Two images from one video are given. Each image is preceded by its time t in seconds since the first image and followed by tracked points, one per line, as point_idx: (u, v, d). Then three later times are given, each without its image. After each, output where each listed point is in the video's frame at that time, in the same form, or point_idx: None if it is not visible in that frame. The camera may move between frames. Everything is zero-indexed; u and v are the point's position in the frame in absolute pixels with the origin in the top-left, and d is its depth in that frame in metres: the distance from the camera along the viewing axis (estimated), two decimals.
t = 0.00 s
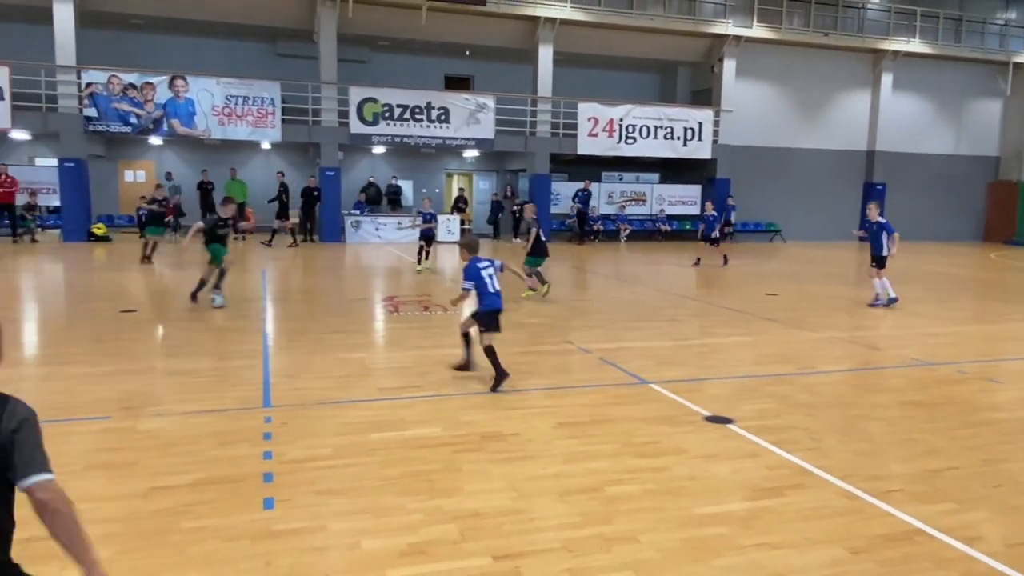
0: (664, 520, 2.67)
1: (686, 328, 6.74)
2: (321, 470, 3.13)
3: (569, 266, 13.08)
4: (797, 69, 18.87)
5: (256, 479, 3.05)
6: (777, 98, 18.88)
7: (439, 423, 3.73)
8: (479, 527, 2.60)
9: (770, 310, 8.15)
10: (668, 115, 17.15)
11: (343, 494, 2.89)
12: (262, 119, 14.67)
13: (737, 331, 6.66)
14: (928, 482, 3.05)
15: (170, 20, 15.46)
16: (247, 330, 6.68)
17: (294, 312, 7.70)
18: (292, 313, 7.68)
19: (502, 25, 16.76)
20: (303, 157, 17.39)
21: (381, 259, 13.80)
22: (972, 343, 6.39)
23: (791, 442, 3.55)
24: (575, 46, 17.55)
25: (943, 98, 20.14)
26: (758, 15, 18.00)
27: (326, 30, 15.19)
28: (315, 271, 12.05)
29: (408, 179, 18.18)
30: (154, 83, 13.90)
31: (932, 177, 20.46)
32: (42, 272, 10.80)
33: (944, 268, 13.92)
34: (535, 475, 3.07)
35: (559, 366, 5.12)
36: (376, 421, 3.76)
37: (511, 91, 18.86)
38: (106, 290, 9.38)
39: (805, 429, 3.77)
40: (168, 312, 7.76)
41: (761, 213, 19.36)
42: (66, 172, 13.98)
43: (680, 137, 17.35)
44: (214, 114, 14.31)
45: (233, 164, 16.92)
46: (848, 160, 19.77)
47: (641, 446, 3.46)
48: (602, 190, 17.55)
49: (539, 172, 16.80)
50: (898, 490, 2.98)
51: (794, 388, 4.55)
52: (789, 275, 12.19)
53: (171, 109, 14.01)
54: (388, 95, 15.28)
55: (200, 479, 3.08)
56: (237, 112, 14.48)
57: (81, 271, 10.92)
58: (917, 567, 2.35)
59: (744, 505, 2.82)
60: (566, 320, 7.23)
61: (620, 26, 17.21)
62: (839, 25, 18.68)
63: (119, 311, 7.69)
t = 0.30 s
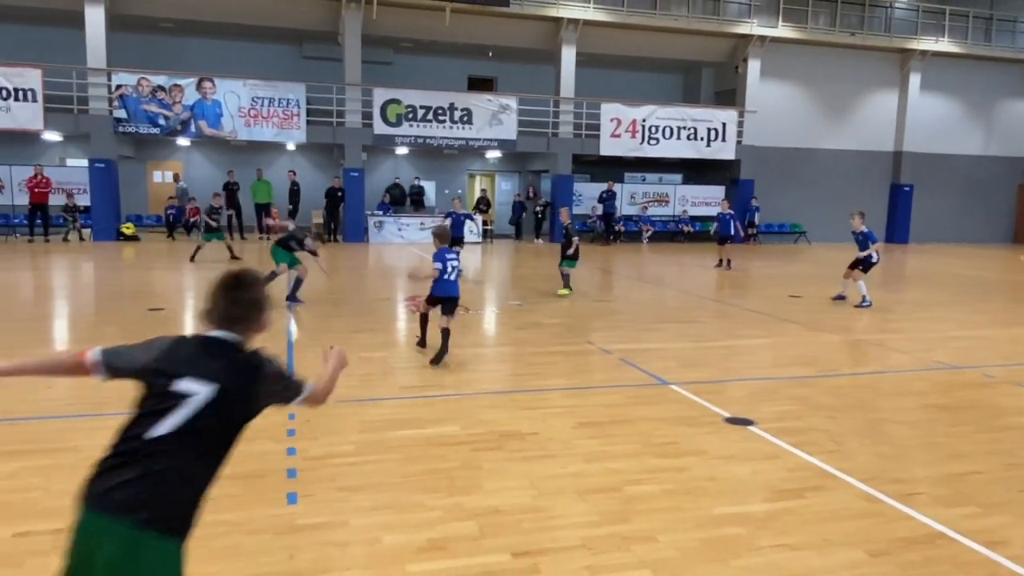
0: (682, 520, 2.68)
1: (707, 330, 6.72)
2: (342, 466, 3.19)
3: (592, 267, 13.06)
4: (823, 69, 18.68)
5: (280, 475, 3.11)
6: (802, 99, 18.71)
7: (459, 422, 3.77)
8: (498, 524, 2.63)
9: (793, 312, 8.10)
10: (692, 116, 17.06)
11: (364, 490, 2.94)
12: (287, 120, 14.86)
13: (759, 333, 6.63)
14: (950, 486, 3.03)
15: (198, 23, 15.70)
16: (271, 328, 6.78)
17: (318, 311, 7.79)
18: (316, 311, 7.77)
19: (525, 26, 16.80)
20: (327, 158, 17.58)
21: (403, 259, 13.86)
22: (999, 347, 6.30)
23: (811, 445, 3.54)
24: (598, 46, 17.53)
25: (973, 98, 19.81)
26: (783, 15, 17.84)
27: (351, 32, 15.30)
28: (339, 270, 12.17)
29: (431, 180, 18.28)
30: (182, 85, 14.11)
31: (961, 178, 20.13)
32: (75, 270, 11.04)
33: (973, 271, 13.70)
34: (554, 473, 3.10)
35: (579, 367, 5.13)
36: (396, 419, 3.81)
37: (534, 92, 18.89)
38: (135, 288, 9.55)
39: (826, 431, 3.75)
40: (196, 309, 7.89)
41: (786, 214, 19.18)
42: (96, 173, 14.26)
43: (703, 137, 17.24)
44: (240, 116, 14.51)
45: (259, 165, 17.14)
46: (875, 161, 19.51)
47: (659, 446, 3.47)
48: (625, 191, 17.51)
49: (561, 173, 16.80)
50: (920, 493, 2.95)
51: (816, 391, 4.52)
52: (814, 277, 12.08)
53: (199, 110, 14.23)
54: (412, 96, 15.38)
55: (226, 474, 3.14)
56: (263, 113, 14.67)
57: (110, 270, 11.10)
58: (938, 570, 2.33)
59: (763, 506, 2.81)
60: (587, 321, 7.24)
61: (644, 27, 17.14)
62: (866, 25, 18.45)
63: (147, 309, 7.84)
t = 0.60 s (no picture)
0: (716, 521, 2.68)
1: (738, 331, 6.68)
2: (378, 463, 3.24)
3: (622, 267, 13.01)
4: (857, 69, 18.40)
5: (317, 470, 3.17)
6: (835, 99, 18.46)
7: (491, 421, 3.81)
8: (532, 522, 2.65)
9: (827, 314, 8.00)
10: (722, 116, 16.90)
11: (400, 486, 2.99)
12: (319, 121, 15.04)
13: (792, 335, 6.57)
14: (990, 491, 2.99)
15: (233, 25, 15.95)
16: (304, 326, 6.88)
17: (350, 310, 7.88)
18: (348, 310, 7.86)
19: (555, 27, 16.79)
20: (357, 159, 17.76)
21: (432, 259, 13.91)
22: None
23: (846, 448, 3.51)
24: (628, 46, 17.47)
25: (1012, 97, 19.36)
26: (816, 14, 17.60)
27: (382, 34, 15.43)
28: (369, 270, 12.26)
29: (460, 180, 18.38)
30: (217, 86, 14.36)
31: (1000, 179, 19.67)
32: (113, 268, 11.28)
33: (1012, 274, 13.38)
34: (587, 473, 3.11)
35: (610, 367, 5.14)
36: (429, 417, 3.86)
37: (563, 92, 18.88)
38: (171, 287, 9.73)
39: (861, 435, 3.71)
40: (230, 308, 8.03)
41: (818, 216, 18.92)
42: (134, 173, 14.58)
43: (734, 138, 17.06)
44: (274, 117, 14.72)
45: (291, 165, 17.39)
46: (910, 162, 19.16)
47: (692, 447, 3.47)
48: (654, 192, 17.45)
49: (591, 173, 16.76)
50: (959, 498, 2.92)
51: (850, 394, 4.47)
52: (848, 279, 11.90)
53: (233, 112, 14.47)
54: (442, 97, 15.47)
55: (266, 468, 3.21)
56: (295, 114, 14.86)
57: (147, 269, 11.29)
58: None
59: (798, 509, 2.80)
60: (617, 321, 7.23)
61: (675, 27, 17.04)
62: (902, 24, 18.11)
63: (183, 307, 7.99)
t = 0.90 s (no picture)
0: (782, 526, 2.67)
1: (789, 335, 6.60)
2: (440, 460, 3.29)
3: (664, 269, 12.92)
4: (906, 67, 18.01)
5: (380, 467, 3.23)
6: (883, 99, 18.09)
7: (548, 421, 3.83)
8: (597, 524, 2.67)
9: (879, 318, 7.85)
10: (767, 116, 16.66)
11: (463, 484, 3.03)
12: (364, 122, 15.22)
13: (845, 339, 6.47)
14: None
15: (280, 28, 16.25)
16: (353, 325, 6.98)
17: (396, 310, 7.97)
18: (395, 309, 7.96)
19: (598, 27, 16.75)
20: (399, 159, 17.95)
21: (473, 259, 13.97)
22: None
23: (911, 455, 3.45)
24: (671, 46, 17.34)
25: None
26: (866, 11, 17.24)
27: (426, 36, 15.56)
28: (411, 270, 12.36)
29: (501, 181, 18.46)
30: (265, 88, 14.66)
31: None
32: (164, 266, 11.58)
33: None
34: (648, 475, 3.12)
35: (662, 370, 5.12)
36: (485, 417, 3.91)
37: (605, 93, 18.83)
38: (221, 285, 9.96)
39: (925, 442, 3.64)
40: (280, 306, 8.19)
41: (865, 218, 18.52)
42: (184, 173, 14.94)
43: (779, 138, 16.79)
44: (319, 118, 14.95)
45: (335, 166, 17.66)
46: (962, 163, 18.65)
47: (751, 451, 3.44)
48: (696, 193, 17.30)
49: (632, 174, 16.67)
50: None
51: (911, 400, 4.39)
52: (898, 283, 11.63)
53: (280, 113, 14.74)
54: (484, 98, 15.54)
55: (330, 464, 3.29)
56: (340, 116, 15.07)
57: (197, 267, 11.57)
58: None
59: (865, 516, 2.77)
60: (664, 323, 7.20)
61: (719, 26, 16.86)
62: (955, 21, 17.64)
63: (236, 305, 8.18)
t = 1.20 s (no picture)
0: (892, 538, 2.58)
1: (866, 340, 6.41)
2: (529, 460, 3.29)
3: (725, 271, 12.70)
4: (976, 65, 17.46)
5: (470, 465, 3.25)
6: (951, 97, 17.59)
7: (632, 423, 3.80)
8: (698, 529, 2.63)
9: (958, 323, 7.57)
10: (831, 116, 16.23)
11: (556, 485, 3.02)
12: (422, 123, 15.36)
13: (926, 345, 6.25)
14: None
15: (342, 30, 16.55)
16: (420, 325, 7.03)
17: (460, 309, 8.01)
18: (460, 309, 8.00)
19: (657, 26, 16.58)
20: (455, 159, 18.09)
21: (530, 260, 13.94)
22: None
23: (1018, 467, 3.31)
24: (731, 44, 17.06)
25: None
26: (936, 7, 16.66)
27: (484, 37, 15.63)
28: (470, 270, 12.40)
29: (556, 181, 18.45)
30: (327, 89, 14.94)
31: None
32: (230, 264, 11.87)
33: None
34: (744, 481, 3.06)
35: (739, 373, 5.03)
36: (568, 418, 3.89)
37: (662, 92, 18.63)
38: (287, 283, 10.15)
39: None
40: (346, 305, 8.30)
41: (934, 220, 17.86)
42: (248, 173, 15.31)
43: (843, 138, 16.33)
44: (379, 119, 15.15)
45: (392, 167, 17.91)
46: None
47: (847, 459, 3.35)
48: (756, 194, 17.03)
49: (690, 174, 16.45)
50: None
51: (1008, 410, 4.21)
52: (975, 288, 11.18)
53: (341, 114, 14.97)
54: (542, 98, 15.53)
55: (419, 461, 3.32)
56: (400, 116, 15.24)
57: (262, 265, 11.82)
58: None
59: (979, 529, 2.66)
60: (734, 325, 7.08)
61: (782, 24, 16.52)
62: None
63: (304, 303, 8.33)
